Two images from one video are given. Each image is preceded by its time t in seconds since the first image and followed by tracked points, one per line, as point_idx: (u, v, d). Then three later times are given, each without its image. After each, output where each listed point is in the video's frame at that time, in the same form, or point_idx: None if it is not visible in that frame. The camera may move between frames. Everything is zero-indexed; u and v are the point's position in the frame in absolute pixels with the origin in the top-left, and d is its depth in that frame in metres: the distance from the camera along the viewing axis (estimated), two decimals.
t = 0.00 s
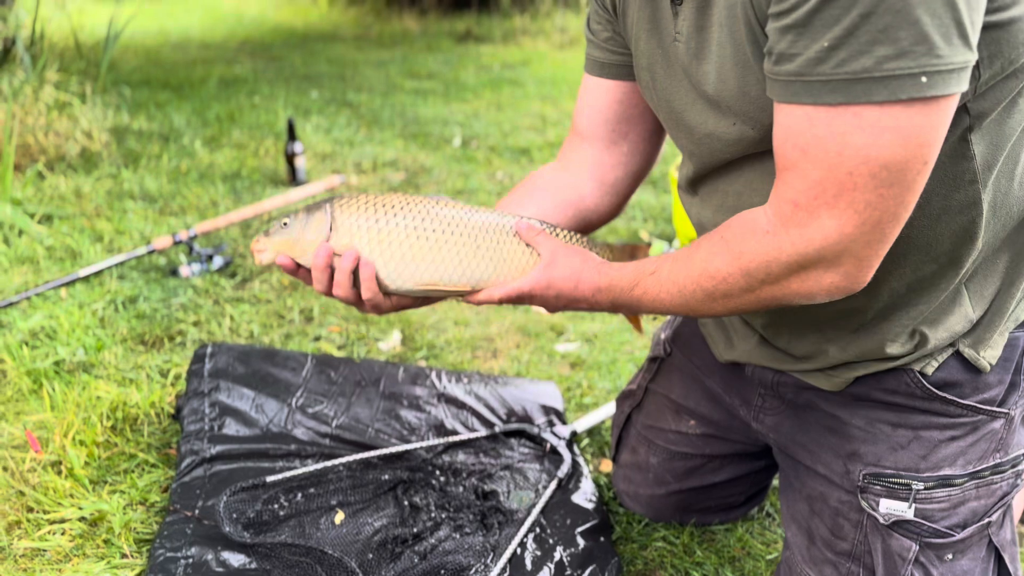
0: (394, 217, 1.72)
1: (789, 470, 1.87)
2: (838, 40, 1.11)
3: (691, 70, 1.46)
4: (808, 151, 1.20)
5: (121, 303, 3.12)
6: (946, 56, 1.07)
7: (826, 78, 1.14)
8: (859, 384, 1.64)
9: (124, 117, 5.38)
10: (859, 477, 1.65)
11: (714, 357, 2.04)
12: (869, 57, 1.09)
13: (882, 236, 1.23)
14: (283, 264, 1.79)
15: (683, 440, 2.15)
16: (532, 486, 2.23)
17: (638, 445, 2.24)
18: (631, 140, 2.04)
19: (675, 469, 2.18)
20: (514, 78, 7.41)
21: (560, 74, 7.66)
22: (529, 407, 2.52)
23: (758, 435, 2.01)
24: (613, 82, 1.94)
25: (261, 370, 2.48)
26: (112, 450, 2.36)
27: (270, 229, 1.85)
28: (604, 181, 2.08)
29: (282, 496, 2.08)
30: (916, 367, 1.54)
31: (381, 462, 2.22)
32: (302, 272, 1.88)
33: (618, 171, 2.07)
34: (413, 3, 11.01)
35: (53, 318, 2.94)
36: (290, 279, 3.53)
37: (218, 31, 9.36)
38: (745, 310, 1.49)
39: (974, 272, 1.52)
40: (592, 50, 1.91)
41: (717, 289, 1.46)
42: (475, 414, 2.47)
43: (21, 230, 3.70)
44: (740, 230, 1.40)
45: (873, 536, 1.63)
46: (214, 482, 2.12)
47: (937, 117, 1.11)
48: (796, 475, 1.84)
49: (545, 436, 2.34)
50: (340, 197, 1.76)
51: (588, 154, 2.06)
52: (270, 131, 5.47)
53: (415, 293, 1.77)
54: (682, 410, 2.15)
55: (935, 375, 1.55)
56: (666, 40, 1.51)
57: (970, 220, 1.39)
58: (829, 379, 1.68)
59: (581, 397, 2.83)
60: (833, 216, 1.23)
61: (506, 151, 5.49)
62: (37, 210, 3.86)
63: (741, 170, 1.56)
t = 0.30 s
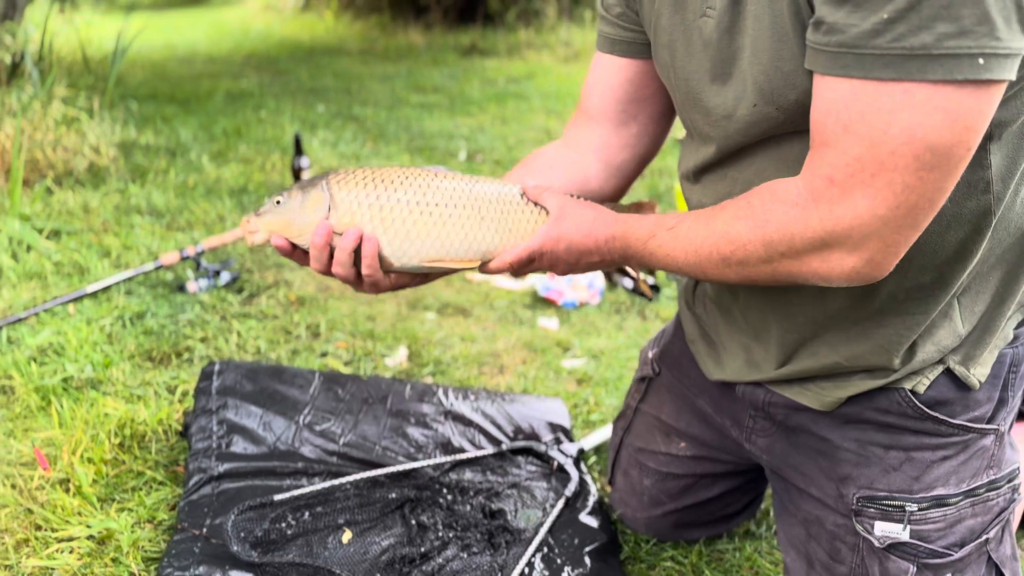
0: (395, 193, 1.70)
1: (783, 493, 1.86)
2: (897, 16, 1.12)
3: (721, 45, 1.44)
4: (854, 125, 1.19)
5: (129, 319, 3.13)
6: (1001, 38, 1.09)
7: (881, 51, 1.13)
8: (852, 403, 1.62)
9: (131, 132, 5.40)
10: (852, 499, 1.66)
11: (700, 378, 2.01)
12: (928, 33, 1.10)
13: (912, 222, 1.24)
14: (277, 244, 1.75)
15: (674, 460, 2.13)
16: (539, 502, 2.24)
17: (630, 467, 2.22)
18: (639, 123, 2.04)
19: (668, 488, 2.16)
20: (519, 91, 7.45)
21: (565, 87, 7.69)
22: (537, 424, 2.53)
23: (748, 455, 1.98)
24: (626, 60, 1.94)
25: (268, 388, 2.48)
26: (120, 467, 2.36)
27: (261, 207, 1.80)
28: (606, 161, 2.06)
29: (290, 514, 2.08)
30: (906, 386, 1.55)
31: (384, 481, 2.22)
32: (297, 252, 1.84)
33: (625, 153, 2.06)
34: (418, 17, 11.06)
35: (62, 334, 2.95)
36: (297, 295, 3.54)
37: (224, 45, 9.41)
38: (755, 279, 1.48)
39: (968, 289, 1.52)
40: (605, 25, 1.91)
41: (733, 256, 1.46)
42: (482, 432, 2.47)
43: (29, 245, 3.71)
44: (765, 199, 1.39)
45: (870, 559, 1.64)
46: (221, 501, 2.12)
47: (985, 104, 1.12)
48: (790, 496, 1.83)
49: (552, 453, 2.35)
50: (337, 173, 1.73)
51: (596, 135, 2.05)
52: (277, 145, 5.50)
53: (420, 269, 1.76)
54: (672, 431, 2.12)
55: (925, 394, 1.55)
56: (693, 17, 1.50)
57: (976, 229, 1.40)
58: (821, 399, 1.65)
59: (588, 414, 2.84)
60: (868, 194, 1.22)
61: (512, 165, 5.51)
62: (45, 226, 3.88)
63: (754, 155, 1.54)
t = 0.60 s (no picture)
0: (386, 166, 1.69)
1: (783, 510, 1.88)
2: (937, 30, 1.11)
3: (750, 42, 1.44)
4: (881, 134, 1.19)
5: (137, 333, 3.15)
6: None
7: (916, 64, 1.13)
8: (849, 417, 1.63)
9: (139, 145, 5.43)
10: (852, 515, 1.67)
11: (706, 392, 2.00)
12: (967, 49, 1.10)
13: (926, 235, 1.25)
14: (262, 216, 1.72)
15: (681, 473, 2.12)
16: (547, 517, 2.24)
17: (638, 479, 2.22)
18: (644, 108, 1.95)
19: (676, 501, 2.15)
20: (525, 104, 7.49)
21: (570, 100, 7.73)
22: (544, 438, 2.53)
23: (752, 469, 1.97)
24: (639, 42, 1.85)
25: (277, 402, 2.49)
26: (129, 481, 2.37)
27: (246, 176, 1.76)
28: (604, 142, 1.96)
29: (298, 528, 2.09)
30: (903, 399, 1.54)
31: (393, 495, 2.24)
32: (283, 224, 1.82)
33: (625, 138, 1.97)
34: (424, 30, 11.13)
35: (71, 348, 2.97)
36: (304, 308, 3.56)
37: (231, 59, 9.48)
38: (762, 275, 1.49)
39: (971, 308, 1.52)
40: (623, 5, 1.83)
41: (744, 249, 1.45)
42: (490, 446, 2.47)
43: (39, 259, 3.74)
44: (782, 197, 1.39)
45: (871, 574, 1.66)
46: (229, 515, 2.12)
47: (1010, 124, 1.13)
48: (790, 511, 1.85)
49: (560, 467, 2.36)
50: (325, 142, 1.70)
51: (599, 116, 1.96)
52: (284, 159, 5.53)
53: (409, 243, 1.76)
54: (678, 443, 2.11)
55: (921, 407, 1.55)
56: (726, 14, 1.49)
57: (982, 249, 1.41)
58: (819, 412, 1.66)
59: (595, 428, 2.84)
60: (887, 203, 1.23)
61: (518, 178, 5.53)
62: (54, 239, 3.90)
63: (770, 157, 1.54)
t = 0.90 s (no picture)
0: (392, 172, 1.68)
1: (794, 524, 1.87)
2: (974, 43, 1.13)
3: (774, 59, 1.45)
4: (922, 147, 1.19)
5: (145, 346, 3.16)
6: None
7: (955, 76, 1.14)
8: (865, 431, 1.64)
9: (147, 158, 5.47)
10: (866, 529, 1.68)
11: (717, 406, 2.00)
12: (1006, 61, 1.11)
13: (967, 247, 1.24)
14: (263, 218, 1.72)
15: (689, 487, 2.11)
16: (553, 531, 2.24)
17: (647, 493, 2.21)
18: (652, 124, 1.95)
19: (685, 516, 2.14)
20: (530, 117, 7.53)
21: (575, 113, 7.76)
22: (551, 452, 2.53)
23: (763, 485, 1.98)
24: (650, 56, 1.87)
25: (285, 415, 2.50)
26: (137, 494, 2.38)
27: (252, 178, 1.76)
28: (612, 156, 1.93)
29: (305, 542, 2.10)
30: (918, 415, 1.55)
31: (399, 509, 2.24)
32: (286, 228, 1.81)
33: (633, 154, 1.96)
34: (429, 44, 11.21)
35: (79, 361, 2.98)
36: (311, 321, 3.58)
37: (238, 73, 9.54)
38: (798, 279, 1.48)
39: (990, 324, 1.54)
40: (637, 20, 1.86)
41: (780, 257, 1.44)
42: (496, 459, 2.48)
43: (47, 272, 3.75)
44: (821, 205, 1.37)
45: None
46: (236, 527, 2.12)
47: None
48: (801, 525, 1.85)
49: (567, 481, 2.37)
50: (332, 146, 1.70)
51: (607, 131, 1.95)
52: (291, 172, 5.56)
53: (411, 251, 1.74)
54: (687, 458, 2.11)
55: (938, 423, 1.55)
56: (748, 32, 1.50)
57: (1003, 266, 1.44)
58: (835, 425, 1.66)
59: (602, 441, 2.85)
60: (930, 217, 1.22)
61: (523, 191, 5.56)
62: (62, 253, 3.92)
63: (792, 172, 1.55)
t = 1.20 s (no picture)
0: (396, 182, 1.68)
1: (802, 536, 1.87)
2: (991, 72, 1.15)
3: (781, 79, 1.46)
4: (945, 176, 1.20)
5: (151, 358, 3.17)
6: None
7: (973, 105, 1.16)
8: (874, 443, 1.64)
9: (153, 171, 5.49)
10: (874, 541, 1.67)
11: (726, 418, 2.00)
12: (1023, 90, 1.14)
13: (995, 269, 1.25)
14: (266, 225, 1.72)
15: (697, 499, 2.10)
16: (559, 544, 2.24)
17: (654, 505, 2.20)
18: (658, 136, 1.95)
19: (691, 528, 2.13)
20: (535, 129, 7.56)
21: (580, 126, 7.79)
22: (557, 464, 2.53)
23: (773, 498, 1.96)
24: (655, 70, 1.87)
25: (290, 427, 2.51)
26: (143, 506, 2.38)
27: (258, 187, 1.76)
28: (618, 168, 1.95)
29: (311, 554, 2.10)
30: (928, 427, 1.55)
31: (404, 522, 2.24)
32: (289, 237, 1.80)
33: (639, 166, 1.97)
34: (434, 57, 11.26)
35: (86, 373, 2.99)
36: (316, 333, 3.58)
37: (243, 86, 9.59)
38: (824, 313, 1.47)
39: (998, 338, 1.56)
40: (644, 35, 1.87)
41: (809, 296, 1.43)
42: (502, 471, 2.48)
43: (54, 284, 3.77)
44: (843, 241, 1.36)
45: None
46: (241, 540, 2.12)
47: None
48: (809, 537, 1.84)
49: (573, 494, 2.38)
50: (340, 157, 1.71)
51: (612, 144, 1.96)
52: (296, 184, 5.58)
53: (412, 260, 1.73)
54: (696, 470, 2.10)
55: (948, 435, 1.55)
56: (755, 52, 1.51)
57: (1012, 282, 1.47)
58: (844, 437, 1.67)
59: (607, 454, 2.85)
60: (960, 244, 1.22)
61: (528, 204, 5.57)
62: (69, 265, 3.93)
63: (800, 192, 1.55)
